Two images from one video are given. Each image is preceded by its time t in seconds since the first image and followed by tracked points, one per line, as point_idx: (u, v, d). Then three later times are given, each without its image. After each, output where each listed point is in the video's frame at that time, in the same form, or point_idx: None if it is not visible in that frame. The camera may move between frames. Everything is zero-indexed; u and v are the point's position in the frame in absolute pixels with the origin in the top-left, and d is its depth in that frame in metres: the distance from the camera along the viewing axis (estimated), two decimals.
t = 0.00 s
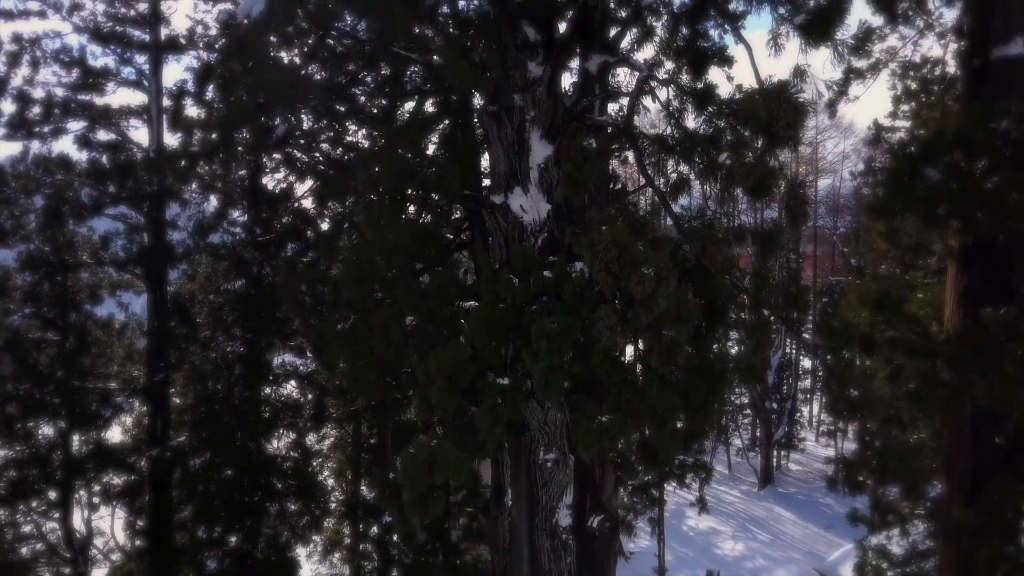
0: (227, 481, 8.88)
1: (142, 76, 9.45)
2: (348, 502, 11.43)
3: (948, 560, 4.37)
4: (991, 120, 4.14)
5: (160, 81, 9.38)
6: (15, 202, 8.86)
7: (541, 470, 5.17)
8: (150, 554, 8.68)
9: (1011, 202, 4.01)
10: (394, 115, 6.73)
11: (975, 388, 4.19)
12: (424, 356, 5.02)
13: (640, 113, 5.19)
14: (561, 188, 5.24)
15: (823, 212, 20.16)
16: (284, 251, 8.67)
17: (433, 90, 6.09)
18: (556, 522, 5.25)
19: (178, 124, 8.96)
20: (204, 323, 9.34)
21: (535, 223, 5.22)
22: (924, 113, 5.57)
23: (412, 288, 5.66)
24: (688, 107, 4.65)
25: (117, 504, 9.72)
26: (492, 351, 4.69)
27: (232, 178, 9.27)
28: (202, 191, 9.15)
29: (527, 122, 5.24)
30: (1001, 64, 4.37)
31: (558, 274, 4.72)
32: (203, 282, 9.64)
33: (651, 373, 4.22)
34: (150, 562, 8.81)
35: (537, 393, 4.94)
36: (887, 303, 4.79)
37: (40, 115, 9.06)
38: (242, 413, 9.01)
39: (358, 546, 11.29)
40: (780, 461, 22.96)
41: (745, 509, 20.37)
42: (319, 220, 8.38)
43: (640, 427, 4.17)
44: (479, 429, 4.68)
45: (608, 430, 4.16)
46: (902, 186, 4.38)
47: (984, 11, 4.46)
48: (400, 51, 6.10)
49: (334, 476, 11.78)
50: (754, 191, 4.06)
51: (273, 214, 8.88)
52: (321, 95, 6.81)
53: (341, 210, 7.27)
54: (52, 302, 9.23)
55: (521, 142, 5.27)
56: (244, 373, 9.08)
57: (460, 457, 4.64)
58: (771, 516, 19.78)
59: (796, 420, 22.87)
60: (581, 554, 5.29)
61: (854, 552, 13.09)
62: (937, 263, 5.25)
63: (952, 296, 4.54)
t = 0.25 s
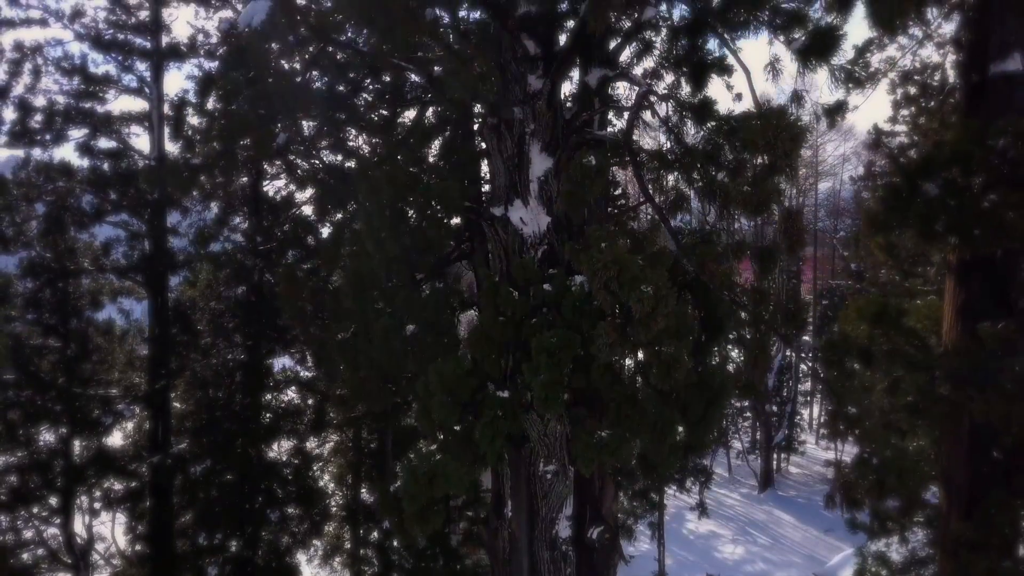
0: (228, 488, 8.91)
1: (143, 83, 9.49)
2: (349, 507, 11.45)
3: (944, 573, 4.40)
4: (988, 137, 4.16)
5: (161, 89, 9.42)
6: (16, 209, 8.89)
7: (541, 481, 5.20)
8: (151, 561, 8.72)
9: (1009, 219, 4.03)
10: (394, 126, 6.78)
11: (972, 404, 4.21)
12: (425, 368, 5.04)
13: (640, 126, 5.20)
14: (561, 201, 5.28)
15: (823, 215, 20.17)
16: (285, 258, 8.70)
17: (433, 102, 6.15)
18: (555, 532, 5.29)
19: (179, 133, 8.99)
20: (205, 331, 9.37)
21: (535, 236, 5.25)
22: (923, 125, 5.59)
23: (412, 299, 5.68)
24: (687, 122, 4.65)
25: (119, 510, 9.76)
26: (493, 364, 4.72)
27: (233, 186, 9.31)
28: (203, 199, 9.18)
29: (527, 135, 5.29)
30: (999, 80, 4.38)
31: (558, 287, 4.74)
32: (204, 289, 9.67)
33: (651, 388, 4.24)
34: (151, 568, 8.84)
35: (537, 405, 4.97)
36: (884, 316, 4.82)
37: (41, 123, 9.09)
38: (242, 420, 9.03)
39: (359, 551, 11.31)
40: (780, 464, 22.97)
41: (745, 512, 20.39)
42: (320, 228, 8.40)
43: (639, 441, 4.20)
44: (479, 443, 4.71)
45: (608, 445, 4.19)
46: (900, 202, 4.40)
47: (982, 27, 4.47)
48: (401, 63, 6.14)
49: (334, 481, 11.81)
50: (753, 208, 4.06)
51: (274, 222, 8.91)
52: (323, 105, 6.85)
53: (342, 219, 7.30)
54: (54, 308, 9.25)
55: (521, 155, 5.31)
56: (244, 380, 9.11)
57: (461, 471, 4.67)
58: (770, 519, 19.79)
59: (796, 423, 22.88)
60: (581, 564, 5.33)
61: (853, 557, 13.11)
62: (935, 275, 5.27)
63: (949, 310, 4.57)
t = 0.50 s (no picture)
0: (229, 495, 8.92)
1: (145, 91, 9.51)
2: (349, 513, 11.46)
3: None
4: (986, 154, 4.19)
5: (163, 97, 9.45)
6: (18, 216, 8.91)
7: (541, 493, 5.21)
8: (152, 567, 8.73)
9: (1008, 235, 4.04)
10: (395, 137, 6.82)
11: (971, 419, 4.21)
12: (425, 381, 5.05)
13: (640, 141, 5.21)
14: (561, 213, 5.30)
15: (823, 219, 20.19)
16: (286, 266, 8.72)
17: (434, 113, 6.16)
18: (556, 544, 5.30)
19: (180, 141, 9.02)
20: (206, 338, 9.40)
21: (535, 248, 5.26)
22: (922, 138, 5.61)
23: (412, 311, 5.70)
24: (688, 137, 4.66)
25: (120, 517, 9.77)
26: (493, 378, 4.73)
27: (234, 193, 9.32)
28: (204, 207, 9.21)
29: (527, 148, 5.31)
30: (997, 96, 4.40)
31: (558, 300, 4.75)
32: (205, 296, 9.69)
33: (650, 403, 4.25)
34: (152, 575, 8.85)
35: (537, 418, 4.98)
36: (884, 329, 4.84)
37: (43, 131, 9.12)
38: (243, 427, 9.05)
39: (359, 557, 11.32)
40: (780, 467, 22.98)
41: (745, 515, 20.40)
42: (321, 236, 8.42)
43: (639, 456, 4.21)
44: (480, 456, 4.73)
45: (608, 460, 4.20)
46: (898, 218, 4.43)
47: (980, 42, 4.49)
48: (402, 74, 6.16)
49: (335, 487, 11.82)
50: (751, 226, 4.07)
51: (275, 229, 8.93)
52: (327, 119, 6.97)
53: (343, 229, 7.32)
54: (55, 315, 9.22)
55: (522, 167, 5.33)
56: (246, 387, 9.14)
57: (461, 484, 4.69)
58: (771, 522, 19.80)
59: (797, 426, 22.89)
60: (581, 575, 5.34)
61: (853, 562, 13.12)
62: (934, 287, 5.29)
63: (948, 325, 4.58)
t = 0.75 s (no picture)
0: (230, 502, 8.95)
1: (147, 99, 9.54)
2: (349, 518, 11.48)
3: None
4: (984, 171, 4.23)
5: (164, 104, 9.47)
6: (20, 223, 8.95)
7: (542, 504, 5.23)
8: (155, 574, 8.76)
9: (1006, 252, 4.07)
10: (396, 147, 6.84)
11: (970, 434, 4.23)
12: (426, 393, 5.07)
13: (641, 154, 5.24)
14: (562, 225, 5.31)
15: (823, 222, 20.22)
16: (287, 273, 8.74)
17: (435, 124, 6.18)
18: (556, 555, 5.32)
19: (182, 148, 9.05)
20: (208, 345, 9.43)
21: (536, 260, 5.28)
22: (921, 149, 5.63)
23: (414, 323, 5.73)
24: (687, 153, 4.69)
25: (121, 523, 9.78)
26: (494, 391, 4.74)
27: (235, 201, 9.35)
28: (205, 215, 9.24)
29: (528, 160, 5.33)
30: (995, 111, 4.44)
31: (559, 313, 4.77)
32: (206, 303, 9.70)
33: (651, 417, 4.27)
34: None
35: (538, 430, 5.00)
36: (883, 342, 4.85)
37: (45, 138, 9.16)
38: (245, 435, 9.08)
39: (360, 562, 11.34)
40: (780, 470, 23.00)
41: (745, 518, 20.43)
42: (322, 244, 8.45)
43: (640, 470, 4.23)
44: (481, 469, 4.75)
45: (609, 474, 4.21)
46: (897, 232, 4.45)
47: (978, 58, 4.52)
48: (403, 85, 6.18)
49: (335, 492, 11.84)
50: (751, 242, 4.10)
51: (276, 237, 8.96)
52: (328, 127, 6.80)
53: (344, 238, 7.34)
54: (57, 321, 9.32)
55: (523, 180, 5.35)
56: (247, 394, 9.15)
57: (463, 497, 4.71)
58: (771, 526, 19.81)
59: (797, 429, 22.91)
60: None
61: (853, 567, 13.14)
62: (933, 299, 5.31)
63: (947, 339, 4.60)
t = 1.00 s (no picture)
0: (232, 508, 8.96)
1: (148, 105, 9.55)
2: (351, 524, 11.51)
3: None
4: (984, 187, 4.26)
5: (166, 111, 9.48)
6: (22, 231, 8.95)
7: (544, 515, 5.24)
8: None
9: (1007, 266, 4.09)
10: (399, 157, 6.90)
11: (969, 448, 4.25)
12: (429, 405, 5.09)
13: (642, 167, 5.26)
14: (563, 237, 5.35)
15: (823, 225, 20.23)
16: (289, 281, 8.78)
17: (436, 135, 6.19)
18: (558, 565, 5.34)
19: (183, 155, 9.06)
20: (210, 352, 9.44)
21: (537, 272, 5.31)
22: (920, 160, 5.65)
23: (415, 333, 5.75)
24: (688, 167, 4.72)
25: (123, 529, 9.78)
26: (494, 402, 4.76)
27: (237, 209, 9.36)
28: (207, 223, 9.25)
29: (529, 172, 5.35)
30: (995, 126, 4.46)
31: (560, 325, 4.80)
32: (207, 310, 9.71)
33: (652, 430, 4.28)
34: None
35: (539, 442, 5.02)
36: (882, 354, 4.87)
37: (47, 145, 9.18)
38: (247, 441, 9.10)
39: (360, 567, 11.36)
40: (780, 472, 23.02)
41: (746, 522, 20.45)
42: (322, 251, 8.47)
43: (640, 483, 4.25)
44: (483, 482, 4.78)
45: (611, 489, 4.23)
46: (897, 247, 4.47)
47: (978, 73, 4.54)
48: (406, 97, 6.19)
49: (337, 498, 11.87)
50: (752, 259, 4.13)
51: (277, 244, 8.97)
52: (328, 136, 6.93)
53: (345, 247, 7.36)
54: (59, 328, 9.33)
55: (524, 192, 5.37)
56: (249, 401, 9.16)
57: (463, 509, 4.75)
58: (771, 529, 19.83)
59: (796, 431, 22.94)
60: None
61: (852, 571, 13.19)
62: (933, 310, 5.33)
63: (946, 351, 4.63)
